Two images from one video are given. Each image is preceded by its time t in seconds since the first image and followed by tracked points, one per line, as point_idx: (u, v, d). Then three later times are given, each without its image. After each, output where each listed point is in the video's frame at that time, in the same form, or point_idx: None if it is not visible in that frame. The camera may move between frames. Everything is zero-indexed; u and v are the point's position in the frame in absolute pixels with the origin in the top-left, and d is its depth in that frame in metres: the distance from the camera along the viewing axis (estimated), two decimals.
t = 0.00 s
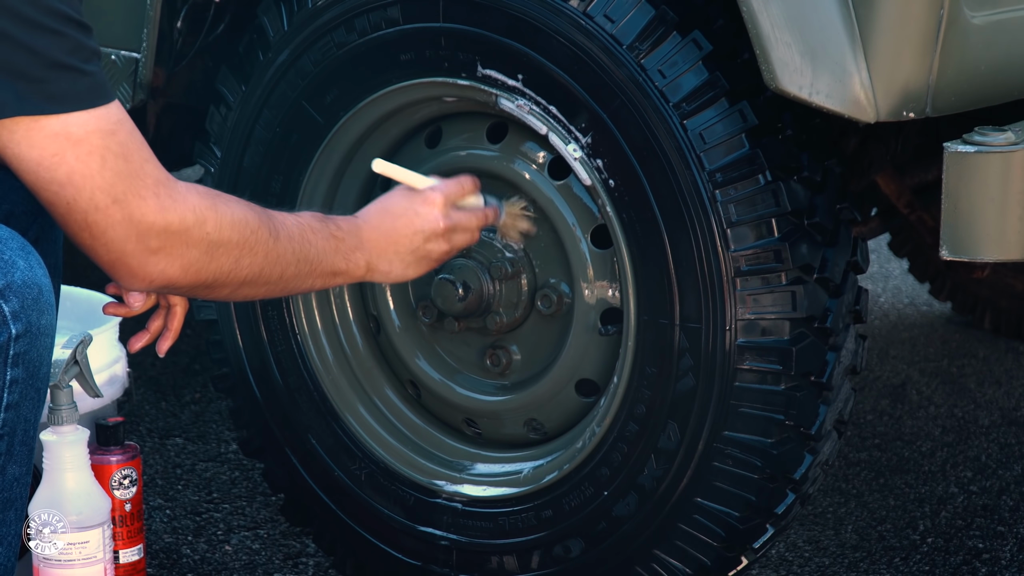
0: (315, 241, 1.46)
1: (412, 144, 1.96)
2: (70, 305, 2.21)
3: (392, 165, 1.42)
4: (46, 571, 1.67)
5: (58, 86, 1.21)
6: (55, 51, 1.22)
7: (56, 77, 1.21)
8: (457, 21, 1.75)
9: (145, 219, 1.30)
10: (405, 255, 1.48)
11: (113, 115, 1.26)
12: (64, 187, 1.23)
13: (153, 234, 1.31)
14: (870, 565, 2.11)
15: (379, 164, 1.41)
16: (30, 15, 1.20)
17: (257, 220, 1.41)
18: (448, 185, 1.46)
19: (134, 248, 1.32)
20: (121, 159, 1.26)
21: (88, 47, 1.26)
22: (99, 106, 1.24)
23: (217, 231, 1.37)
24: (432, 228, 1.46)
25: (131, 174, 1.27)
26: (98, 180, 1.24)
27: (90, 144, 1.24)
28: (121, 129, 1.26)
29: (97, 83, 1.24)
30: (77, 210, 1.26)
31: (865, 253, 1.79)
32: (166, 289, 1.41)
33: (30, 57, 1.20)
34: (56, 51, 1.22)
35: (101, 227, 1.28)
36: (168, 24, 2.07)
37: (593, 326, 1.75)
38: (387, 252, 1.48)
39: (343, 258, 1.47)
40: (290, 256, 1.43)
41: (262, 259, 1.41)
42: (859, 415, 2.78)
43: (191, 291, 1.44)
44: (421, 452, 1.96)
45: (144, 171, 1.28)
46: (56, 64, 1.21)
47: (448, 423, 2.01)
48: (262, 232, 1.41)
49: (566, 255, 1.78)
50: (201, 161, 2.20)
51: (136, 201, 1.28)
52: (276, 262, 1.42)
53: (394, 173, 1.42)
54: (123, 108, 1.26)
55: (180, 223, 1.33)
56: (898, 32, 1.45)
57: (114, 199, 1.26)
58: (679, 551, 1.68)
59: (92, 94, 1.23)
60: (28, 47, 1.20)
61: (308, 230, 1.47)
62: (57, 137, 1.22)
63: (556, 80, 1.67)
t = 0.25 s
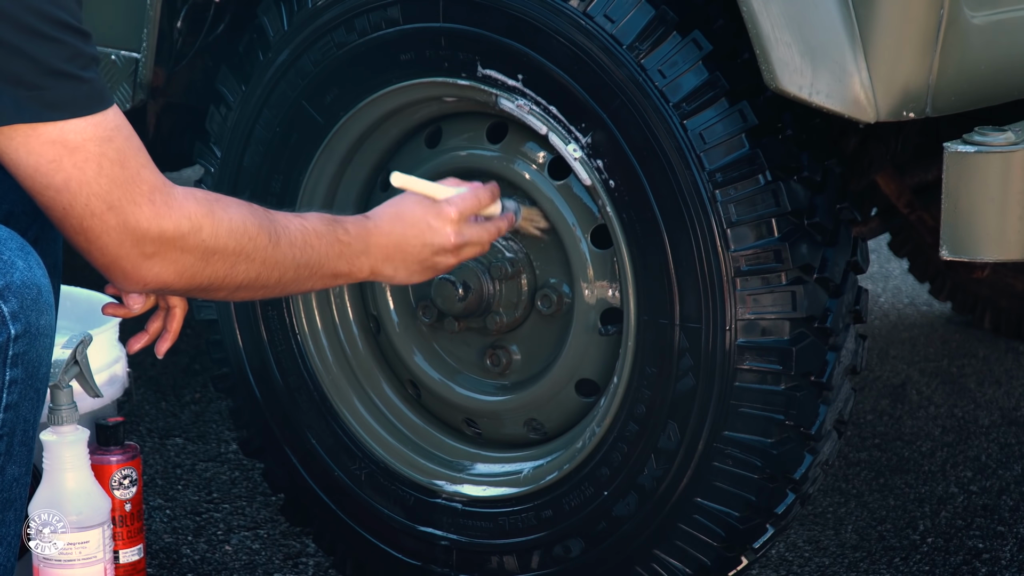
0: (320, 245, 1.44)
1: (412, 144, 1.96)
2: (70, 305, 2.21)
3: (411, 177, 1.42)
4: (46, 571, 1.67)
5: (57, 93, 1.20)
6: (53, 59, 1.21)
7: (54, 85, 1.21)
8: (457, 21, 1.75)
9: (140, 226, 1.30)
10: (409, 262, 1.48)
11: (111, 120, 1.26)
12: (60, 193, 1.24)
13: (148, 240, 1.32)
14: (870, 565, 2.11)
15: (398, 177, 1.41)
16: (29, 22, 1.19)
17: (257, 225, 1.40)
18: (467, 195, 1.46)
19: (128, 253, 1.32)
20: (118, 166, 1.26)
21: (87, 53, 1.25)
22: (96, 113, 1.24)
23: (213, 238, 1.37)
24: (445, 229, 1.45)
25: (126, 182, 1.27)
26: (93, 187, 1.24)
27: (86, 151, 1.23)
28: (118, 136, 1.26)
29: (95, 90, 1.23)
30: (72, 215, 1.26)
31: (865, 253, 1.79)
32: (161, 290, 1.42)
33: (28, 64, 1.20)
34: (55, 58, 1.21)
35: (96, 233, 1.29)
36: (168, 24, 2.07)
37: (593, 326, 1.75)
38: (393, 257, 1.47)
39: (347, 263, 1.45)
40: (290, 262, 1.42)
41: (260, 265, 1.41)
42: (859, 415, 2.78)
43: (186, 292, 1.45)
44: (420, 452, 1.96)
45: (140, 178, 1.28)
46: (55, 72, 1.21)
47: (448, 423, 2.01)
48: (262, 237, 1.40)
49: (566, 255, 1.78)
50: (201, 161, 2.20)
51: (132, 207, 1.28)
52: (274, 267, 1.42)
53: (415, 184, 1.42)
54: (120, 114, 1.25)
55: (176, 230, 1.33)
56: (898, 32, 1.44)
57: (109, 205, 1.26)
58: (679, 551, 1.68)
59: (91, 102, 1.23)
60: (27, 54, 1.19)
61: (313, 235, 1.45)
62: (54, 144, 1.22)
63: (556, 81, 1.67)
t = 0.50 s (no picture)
0: (300, 237, 1.46)
1: (412, 144, 1.96)
2: (70, 305, 2.21)
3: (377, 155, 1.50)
4: (46, 571, 1.67)
5: (52, 98, 1.20)
6: (49, 64, 1.21)
7: (49, 89, 1.21)
8: (457, 21, 1.75)
9: (139, 228, 1.30)
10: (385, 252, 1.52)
11: (108, 124, 1.26)
12: (58, 198, 1.23)
13: (147, 242, 1.31)
14: (870, 565, 2.11)
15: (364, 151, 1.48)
16: (24, 27, 1.19)
17: (245, 220, 1.41)
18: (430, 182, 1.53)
19: (128, 256, 1.32)
20: (115, 169, 1.26)
21: (83, 58, 1.25)
22: (93, 117, 1.23)
23: (208, 237, 1.37)
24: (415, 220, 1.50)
25: (125, 184, 1.27)
26: (91, 190, 1.24)
27: (83, 155, 1.23)
28: (116, 140, 1.26)
29: (91, 95, 1.23)
30: (71, 219, 1.25)
31: (865, 253, 1.79)
32: (157, 294, 1.41)
33: (23, 69, 1.20)
34: (50, 63, 1.22)
35: (95, 237, 1.28)
36: (168, 23, 2.07)
37: (593, 326, 1.75)
38: (370, 247, 1.50)
39: (326, 254, 1.48)
40: (278, 255, 1.44)
41: (251, 260, 1.41)
42: (859, 415, 2.78)
43: (181, 295, 1.44)
44: (421, 452, 1.96)
45: (138, 181, 1.28)
46: (50, 77, 1.21)
47: (448, 423, 2.01)
48: (251, 233, 1.41)
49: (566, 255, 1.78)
50: (201, 161, 2.20)
51: (130, 210, 1.28)
52: (263, 262, 1.43)
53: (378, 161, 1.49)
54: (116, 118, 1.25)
55: (174, 231, 1.33)
56: (898, 32, 1.44)
57: (108, 208, 1.26)
58: (679, 551, 1.68)
59: (86, 106, 1.23)
60: (22, 59, 1.20)
61: (292, 227, 1.47)
62: (52, 148, 1.22)
63: (556, 81, 1.67)
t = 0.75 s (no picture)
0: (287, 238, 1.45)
1: (412, 144, 1.96)
2: (70, 305, 2.21)
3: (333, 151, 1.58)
4: (46, 571, 1.67)
5: (56, 95, 1.21)
6: (53, 60, 1.22)
7: (54, 86, 1.21)
8: (456, 21, 1.75)
9: (147, 222, 1.29)
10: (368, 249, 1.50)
11: (113, 121, 1.26)
12: (67, 193, 1.23)
13: (154, 236, 1.31)
14: (870, 565, 2.11)
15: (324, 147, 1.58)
16: (28, 24, 1.19)
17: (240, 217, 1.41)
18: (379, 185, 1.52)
19: (135, 252, 1.31)
20: (122, 164, 1.26)
21: (87, 55, 1.25)
22: (99, 112, 1.24)
23: (210, 231, 1.37)
24: (382, 208, 1.50)
25: (132, 179, 1.27)
26: (100, 185, 1.24)
27: (92, 150, 1.24)
28: (121, 135, 1.26)
29: (95, 91, 1.23)
30: (80, 214, 1.25)
31: (865, 253, 1.79)
32: (162, 292, 1.40)
33: (28, 65, 1.20)
34: (55, 60, 1.22)
35: (103, 233, 1.28)
36: (168, 24, 2.07)
37: (593, 326, 1.75)
38: (353, 242, 1.50)
39: (313, 250, 1.47)
40: (272, 252, 1.43)
41: (248, 255, 1.41)
42: (859, 415, 2.78)
43: (184, 293, 1.43)
44: (421, 452, 1.96)
45: (144, 175, 1.28)
46: (53, 74, 1.21)
47: (448, 423, 2.01)
48: (246, 229, 1.41)
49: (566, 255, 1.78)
50: (201, 161, 2.20)
51: (138, 204, 1.28)
52: (259, 258, 1.42)
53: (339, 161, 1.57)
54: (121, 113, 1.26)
55: (180, 224, 1.33)
56: (898, 32, 1.44)
57: (116, 203, 1.26)
58: (679, 551, 1.68)
59: (91, 102, 1.23)
60: (27, 56, 1.20)
61: (279, 230, 1.46)
62: (59, 144, 1.22)
63: (556, 81, 1.67)
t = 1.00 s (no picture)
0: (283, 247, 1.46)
1: (412, 144, 1.96)
2: (70, 305, 2.21)
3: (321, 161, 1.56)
4: (46, 571, 1.67)
5: (56, 98, 1.20)
6: (52, 65, 1.21)
7: (53, 89, 1.20)
8: (456, 21, 1.75)
9: (142, 227, 1.30)
10: (365, 253, 1.51)
11: (110, 125, 1.26)
12: (63, 197, 1.23)
13: (149, 242, 1.31)
14: (870, 565, 2.11)
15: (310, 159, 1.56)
16: (27, 28, 1.19)
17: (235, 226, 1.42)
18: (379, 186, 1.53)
19: (130, 257, 1.32)
20: (119, 169, 1.26)
21: (85, 59, 1.25)
22: (96, 116, 1.24)
23: (206, 239, 1.37)
24: (378, 212, 1.50)
25: (128, 184, 1.27)
26: (96, 189, 1.24)
27: (88, 154, 1.23)
28: (118, 140, 1.26)
29: (94, 96, 1.23)
30: (75, 219, 1.25)
31: (865, 253, 1.79)
32: (155, 296, 1.41)
33: (27, 69, 1.20)
34: (54, 64, 1.21)
35: (99, 238, 1.28)
36: (168, 23, 2.07)
37: (593, 326, 1.75)
38: (349, 249, 1.50)
39: (311, 258, 1.48)
40: (268, 260, 1.44)
41: (243, 264, 1.42)
42: (859, 415, 2.78)
43: (177, 298, 1.44)
44: (421, 452, 1.96)
45: (140, 180, 1.28)
46: (53, 78, 1.21)
47: (448, 423, 2.01)
48: (242, 238, 1.42)
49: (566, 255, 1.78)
50: (201, 161, 2.20)
51: (134, 209, 1.28)
52: (255, 267, 1.43)
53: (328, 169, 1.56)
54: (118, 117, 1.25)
55: (175, 230, 1.33)
56: (898, 32, 1.44)
57: (112, 208, 1.26)
58: (679, 551, 1.68)
59: (89, 106, 1.23)
60: (27, 60, 1.20)
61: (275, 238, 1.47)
62: (56, 148, 1.22)
63: (556, 81, 1.67)
